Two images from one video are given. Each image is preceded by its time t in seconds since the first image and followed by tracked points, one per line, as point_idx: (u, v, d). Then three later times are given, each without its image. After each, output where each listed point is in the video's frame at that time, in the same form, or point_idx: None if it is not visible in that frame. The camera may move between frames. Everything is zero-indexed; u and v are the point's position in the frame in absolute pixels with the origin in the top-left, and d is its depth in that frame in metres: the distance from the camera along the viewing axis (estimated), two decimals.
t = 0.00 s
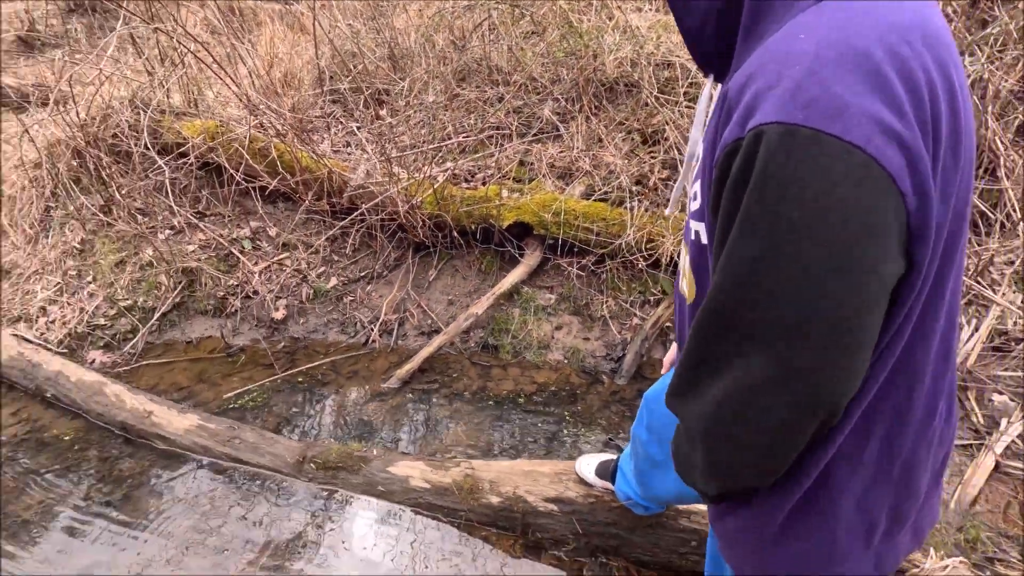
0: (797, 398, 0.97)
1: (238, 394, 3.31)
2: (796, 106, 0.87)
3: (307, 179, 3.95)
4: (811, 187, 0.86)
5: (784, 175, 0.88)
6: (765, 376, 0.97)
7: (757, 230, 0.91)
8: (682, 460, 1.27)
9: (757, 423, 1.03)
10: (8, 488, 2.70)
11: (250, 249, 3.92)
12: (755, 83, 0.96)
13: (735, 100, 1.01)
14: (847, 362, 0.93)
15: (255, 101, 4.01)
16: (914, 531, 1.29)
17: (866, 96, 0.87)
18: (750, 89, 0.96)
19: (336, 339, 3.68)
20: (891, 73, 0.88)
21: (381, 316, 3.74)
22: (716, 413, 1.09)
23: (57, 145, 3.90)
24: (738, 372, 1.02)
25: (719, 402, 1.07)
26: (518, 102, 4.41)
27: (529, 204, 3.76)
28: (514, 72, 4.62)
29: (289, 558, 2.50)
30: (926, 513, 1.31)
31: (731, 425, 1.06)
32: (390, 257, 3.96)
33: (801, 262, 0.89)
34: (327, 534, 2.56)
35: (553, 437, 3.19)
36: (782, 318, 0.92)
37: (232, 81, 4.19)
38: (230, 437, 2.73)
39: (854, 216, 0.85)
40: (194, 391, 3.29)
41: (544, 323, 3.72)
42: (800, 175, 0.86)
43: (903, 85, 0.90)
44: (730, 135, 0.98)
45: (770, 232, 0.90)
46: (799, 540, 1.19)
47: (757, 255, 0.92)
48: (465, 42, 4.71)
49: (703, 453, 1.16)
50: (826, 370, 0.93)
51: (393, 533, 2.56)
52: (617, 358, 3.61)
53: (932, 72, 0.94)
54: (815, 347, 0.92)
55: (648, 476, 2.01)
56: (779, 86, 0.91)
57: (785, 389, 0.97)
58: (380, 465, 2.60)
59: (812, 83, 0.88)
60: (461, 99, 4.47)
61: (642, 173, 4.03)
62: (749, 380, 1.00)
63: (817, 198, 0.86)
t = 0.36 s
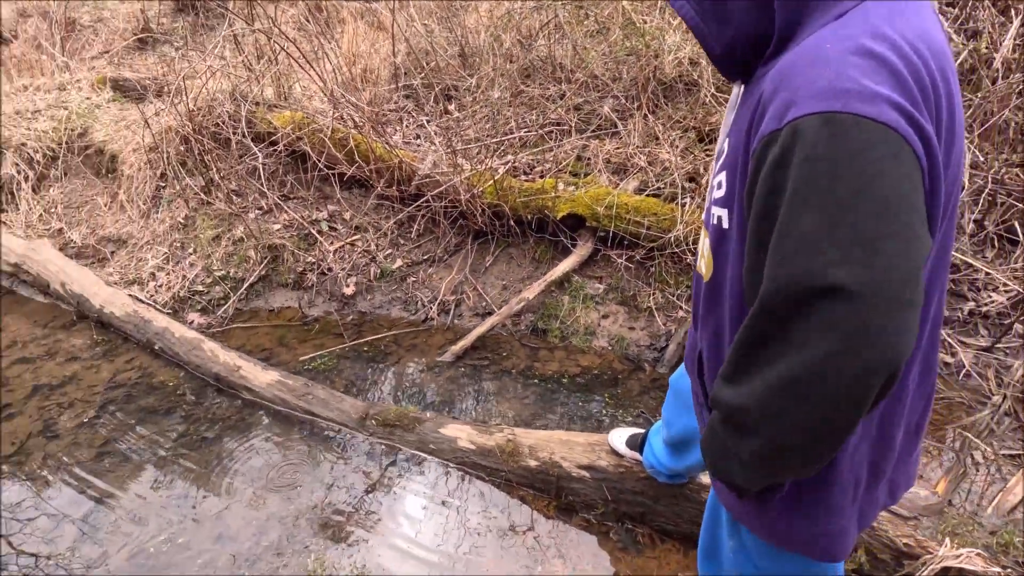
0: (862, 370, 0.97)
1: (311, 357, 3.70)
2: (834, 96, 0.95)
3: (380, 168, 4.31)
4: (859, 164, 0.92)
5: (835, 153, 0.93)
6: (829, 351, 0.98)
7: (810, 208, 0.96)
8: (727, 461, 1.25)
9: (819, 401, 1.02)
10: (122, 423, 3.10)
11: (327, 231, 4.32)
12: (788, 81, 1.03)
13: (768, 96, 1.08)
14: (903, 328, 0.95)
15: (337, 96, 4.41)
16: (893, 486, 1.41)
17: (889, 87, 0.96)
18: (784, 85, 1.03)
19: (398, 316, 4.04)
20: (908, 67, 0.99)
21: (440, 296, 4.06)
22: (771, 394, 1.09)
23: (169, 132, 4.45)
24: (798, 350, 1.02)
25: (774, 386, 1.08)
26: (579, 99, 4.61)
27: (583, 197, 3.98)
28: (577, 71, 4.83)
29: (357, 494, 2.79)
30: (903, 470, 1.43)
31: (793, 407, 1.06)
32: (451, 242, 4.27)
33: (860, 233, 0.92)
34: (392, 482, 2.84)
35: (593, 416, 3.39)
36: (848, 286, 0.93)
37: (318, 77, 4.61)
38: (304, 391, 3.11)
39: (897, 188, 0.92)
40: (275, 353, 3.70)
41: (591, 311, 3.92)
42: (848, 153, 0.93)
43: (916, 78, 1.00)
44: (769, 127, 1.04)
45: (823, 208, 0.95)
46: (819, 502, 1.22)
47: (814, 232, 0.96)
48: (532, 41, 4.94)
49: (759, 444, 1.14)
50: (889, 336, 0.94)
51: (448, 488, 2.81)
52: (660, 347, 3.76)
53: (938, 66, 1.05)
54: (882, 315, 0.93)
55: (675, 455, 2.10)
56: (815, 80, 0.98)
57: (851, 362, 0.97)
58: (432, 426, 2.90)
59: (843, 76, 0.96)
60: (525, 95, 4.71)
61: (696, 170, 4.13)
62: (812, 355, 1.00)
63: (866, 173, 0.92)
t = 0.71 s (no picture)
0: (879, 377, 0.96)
1: (354, 347, 3.93)
2: (832, 124, 0.95)
3: (425, 170, 4.52)
4: (861, 180, 0.92)
5: (836, 175, 0.93)
6: (844, 363, 0.96)
7: (814, 227, 0.95)
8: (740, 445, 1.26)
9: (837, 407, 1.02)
10: (183, 399, 3.38)
11: (374, 228, 4.56)
12: (785, 111, 1.04)
13: (770, 127, 1.07)
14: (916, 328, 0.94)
15: (388, 101, 4.65)
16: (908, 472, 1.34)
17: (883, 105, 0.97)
18: (785, 116, 1.03)
19: (437, 311, 4.23)
20: (898, 82, 1.00)
21: (477, 294, 4.23)
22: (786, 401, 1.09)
23: (234, 132, 4.79)
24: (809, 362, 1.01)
25: (790, 398, 1.07)
26: (620, 107, 4.70)
27: (619, 202, 4.07)
28: (620, 78, 4.93)
29: (396, 478, 2.92)
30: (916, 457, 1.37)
31: (812, 417, 1.06)
32: (490, 243, 4.44)
33: (866, 245, 0.91)
34: (431, 476, 2.94)
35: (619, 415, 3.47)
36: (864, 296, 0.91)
37: (371, 82, 4.86)
38: (346, 378, 3.32)
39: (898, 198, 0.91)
40: (321, 341, 3.96)
41: (623, 314, 4.01)
42: (848, 173, 0.92)
43: (909, 96, 1.01)
44: (771, 154, 1.04)
45: (828, 226, 0.94)
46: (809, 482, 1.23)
47: (820, 249, 0.95)
48: (577, 49, 5.06)
49: (781, 451, 1.15)
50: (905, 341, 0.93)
51: (477, 477, 2.95)
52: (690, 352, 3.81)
53: (926, 74, 1.06)
54: (895, 322, 0.92)
55: (683, 450, 2.20)
56: (814, 110, 0.98)
57: (868, 372, 0.96)
58: (463, 417, 3.06)
59: (839, 103, 0.96)
60: (568, 102, 4.84)
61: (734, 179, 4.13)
62: (828, 368, 0.99)
63: (868, 189, 0.91)
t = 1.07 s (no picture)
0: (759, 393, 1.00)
1: (366, 346, 4.06)
2: (748, 157, 1.00)
3: (439, 175, 4.65)
4: (760, 214, 0.96)
5: (740, 204, 0.98)
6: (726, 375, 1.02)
7: (716, 249, 1.00)
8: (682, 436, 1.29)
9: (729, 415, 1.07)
10: (202, 391, 3.56)
11: (389, 231, 4.70)
12: (719, 142, 1.10)
13: (707, 155, 1.13)
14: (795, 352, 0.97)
15: (405, 107, 4.79)
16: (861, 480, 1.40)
17: (799, 139, 1.01)
18: (717, 147, 1.09)
19: (447, 313, 4.34)
20: (822, 117, 1.04)
21: (486, 298, 4.33)
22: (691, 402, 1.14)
23: (258, 136, 4.98)
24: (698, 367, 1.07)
25: (694, 402, 1.13)
26: (632, 115, 4.75)
27: (628, 209, 4.09)
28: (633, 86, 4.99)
29: (398, 473, 3.05)
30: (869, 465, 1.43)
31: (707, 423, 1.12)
32: (501, 247, 4.54)
33: (753, 271, 0.95)
34: (449, 476, 3.05)
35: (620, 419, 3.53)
36: (741, 315, 0.96)
37: (390, 89, 5.02)
38: (355, 375, 3.46)
39: (790, 230, 0.95)
40: (334, 340, 4.10)
41: (629, 320, 4.06)
42: (750, 207, 0.96)
43: (833, 138, 1.03)
44: (700, 180, 1.09)
45: (726, 253, 0.98)
46: (764, 480, 1.29)
47: (715, 270, 1.00)
48: (592, 57, 5.13)
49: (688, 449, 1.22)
50: (781, 362, 0.97)
51: (481, 476, 3.05)
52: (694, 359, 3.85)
53: (861, 106, 1.08)
54: (769, 343, 0.96)
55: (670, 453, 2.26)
56: (736, 144, 1.04)
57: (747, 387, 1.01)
58: (465, 417, 3.16)
59: (757, 141, 1.01)
60: (582, 109, 4.91)
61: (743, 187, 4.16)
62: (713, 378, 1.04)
63: (766, 224, 0.95)
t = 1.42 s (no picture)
0: (673, 372, 1.15)
1: (370, 346, 4.15)
2: (682, 163, 1.15)
3: (445, 180, 4.74)
4: (685, 210, 1.11)
5: (665, 204, 1.13)
6: (646, 356, 1.17)
7: (646, 244, 1.16)
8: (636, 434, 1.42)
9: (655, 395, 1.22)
10: (209, 387, 3.67)
11: (395, 234, 4.79)
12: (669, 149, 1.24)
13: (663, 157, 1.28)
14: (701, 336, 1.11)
15: (413, 114, 4.90)
16: (821, 477, 1.51)
17: (728, 147, 1.13)
18: (667, 150, 1.23)
19: (451, 316, 4.42)
20: (757, 125, 1.15)
21: (489, 301, 4.40)
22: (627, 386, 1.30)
23: (271, 141, 5.12)
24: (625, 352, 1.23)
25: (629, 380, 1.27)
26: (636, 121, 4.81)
27: (629, 216, 4.11)
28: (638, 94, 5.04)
29: (394, 470, 3.10)
30: (831, 464, 1.53)
31: (640, 399, 1.26)
32: (505, 251, 4.60)
33: (667, 261, 1.10)
34: (461, 480, 3.06)
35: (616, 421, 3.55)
36: (653, 300, 1.12)
37: (399, 95, 5.13)
38: (357, 374, 3.54)
39: (704, 227, 1.09)
40: (340, 340, 4.20)
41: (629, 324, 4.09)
42: (678, 203, 1.11)
43: (769, 142, 1.14)
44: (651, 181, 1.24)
45: (655, 244, 1.13)
46: (720, 474, 1.42)
47: (642, 261, 1.16)
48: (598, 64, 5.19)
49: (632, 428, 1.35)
50: (691, 344, 1.11)
51: (487, 477, 3.08)
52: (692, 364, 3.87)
53: (803, 113, 1.17)
54: (683, 327, 1.10)
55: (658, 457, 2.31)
56: (680, 148, 1.19)
57: (662, 367, 1.15)
58: (463, 416, 3.23)
59: (693, 146, 1.16)
60: (587, 116, 4.97)
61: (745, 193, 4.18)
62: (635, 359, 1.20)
63: (690, 218, 1.10)
